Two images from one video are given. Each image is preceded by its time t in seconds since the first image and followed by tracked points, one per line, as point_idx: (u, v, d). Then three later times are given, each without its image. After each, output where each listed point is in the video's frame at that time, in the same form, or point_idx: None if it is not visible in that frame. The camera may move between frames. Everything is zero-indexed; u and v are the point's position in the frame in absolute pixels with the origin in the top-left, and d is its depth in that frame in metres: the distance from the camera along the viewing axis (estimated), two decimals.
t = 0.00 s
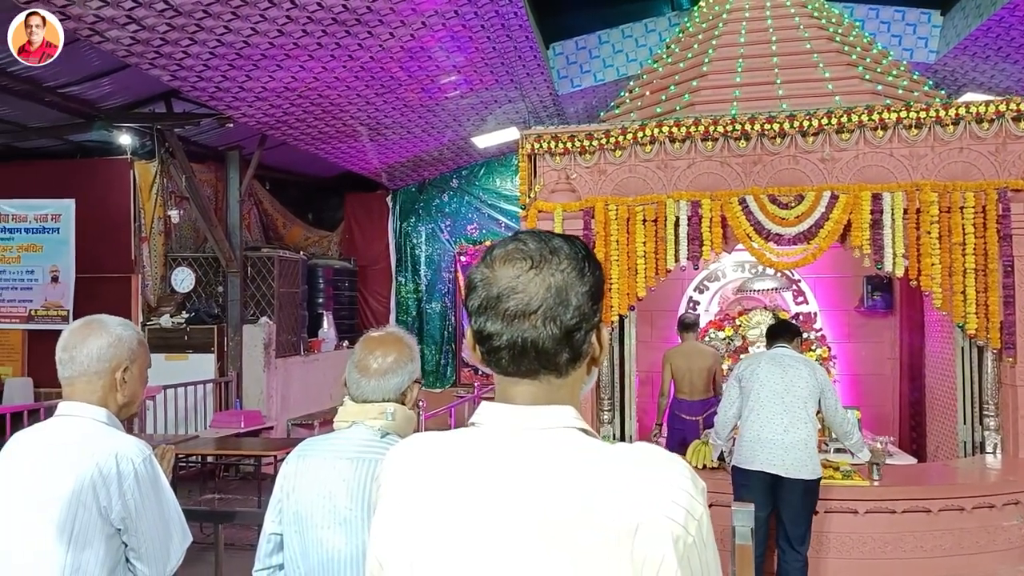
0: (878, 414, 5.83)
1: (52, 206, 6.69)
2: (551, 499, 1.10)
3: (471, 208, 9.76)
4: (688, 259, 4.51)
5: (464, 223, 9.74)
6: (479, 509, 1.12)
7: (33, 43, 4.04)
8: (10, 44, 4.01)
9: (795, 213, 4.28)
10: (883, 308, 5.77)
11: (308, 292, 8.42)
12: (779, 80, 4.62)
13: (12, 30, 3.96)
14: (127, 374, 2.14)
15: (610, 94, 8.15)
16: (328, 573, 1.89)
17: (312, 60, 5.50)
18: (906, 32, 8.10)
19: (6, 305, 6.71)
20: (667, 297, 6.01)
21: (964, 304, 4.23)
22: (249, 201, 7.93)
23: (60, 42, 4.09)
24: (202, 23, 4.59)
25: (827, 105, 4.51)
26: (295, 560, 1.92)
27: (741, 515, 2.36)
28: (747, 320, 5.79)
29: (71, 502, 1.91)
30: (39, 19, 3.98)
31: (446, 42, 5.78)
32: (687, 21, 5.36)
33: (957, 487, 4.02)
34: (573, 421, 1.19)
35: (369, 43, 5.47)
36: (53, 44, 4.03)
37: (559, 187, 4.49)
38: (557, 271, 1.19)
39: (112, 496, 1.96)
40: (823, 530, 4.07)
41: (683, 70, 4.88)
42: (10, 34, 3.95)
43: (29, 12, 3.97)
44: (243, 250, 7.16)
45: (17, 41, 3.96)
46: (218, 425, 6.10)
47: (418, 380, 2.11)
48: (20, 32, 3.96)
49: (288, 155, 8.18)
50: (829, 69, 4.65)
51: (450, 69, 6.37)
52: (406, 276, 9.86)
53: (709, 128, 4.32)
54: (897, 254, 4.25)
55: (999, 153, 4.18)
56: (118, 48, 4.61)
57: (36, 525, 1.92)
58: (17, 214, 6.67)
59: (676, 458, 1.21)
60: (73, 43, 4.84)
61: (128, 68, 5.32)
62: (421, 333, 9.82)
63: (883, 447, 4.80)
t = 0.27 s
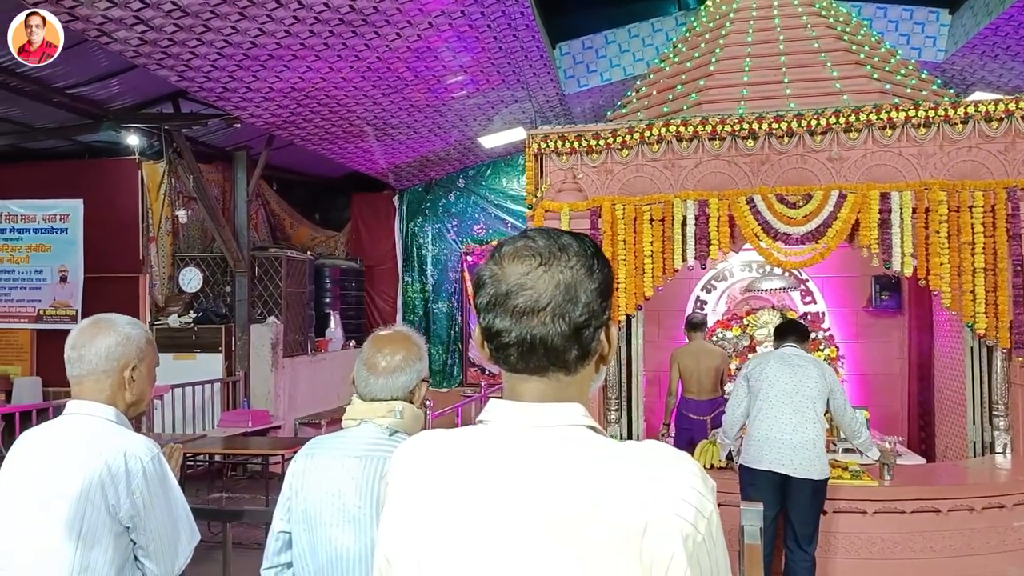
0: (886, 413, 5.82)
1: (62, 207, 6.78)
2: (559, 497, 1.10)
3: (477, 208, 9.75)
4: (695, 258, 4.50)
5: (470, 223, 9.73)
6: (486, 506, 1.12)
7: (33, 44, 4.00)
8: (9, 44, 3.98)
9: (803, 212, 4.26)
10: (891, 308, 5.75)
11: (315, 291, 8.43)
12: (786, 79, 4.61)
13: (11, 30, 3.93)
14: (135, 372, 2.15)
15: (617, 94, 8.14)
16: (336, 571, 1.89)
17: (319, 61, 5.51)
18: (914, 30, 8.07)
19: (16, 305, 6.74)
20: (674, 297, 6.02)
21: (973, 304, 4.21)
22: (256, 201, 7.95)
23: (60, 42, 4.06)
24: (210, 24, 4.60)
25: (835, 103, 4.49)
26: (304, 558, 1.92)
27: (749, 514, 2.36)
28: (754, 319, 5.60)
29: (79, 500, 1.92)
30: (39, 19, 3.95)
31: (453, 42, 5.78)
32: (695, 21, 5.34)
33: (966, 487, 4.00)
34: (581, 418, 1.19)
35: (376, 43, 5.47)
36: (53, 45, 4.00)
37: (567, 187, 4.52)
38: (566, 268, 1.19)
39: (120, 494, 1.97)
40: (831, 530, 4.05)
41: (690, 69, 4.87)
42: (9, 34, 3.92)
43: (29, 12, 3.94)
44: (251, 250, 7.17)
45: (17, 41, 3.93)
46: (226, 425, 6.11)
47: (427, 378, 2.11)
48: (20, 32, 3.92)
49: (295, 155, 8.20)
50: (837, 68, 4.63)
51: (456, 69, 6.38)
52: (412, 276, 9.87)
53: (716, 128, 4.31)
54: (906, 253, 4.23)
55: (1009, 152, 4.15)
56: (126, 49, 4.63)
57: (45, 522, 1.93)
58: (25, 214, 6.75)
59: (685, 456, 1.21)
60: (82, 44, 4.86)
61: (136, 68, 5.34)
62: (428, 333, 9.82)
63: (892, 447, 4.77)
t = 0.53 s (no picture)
0: (896, 414, 5.79)
1: (71, 207, 6.83)
2: (569, 495, 1.09)
3: (485, 208, 9.74)
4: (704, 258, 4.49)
5: (478, 223, 9.73)
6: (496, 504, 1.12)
7: (33, 44, 4.09)
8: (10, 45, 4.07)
9: (813, 212, 4.26)
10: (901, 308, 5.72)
11: (323, 291, 8.45)
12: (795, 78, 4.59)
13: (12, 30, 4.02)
14: (145, 371, 2.15)
15: (625, 93, 8.12)
16: (345, 569, 1.89)
17: (327, 60, 5.52)
18: (924, 29, 8.03)
19: (26, 304, 6.78)
20: (683, 296, 5.98)
21: (984, 303, 4.19)
22: (264, 201, 7.97)
23: (59, 42, 4.14)
24: (218, 24, 4.62)
25: (845, 102, 4.46)
26: (313, 557, 1.93)
27: (759, 514, 2.35)
28: (763, 319, 5.76)
29: (90, 498, 1.92)
30: (40, 19, 4.03)
31: (461, 41, 5.79)
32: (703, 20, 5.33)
33: (977, 488, 3.97)
34: (592, 416, 1.18)
35: (384, 43, 5.48)
36: (53, 45, 4.08)
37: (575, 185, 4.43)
38: (578, 265, 1.18)
39: (130, 493, 1.97)
40: (841, 531, 4.03)
41: (698, 68, 4.85)
42: (10, 34, 4.01)
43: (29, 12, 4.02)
44: (259, 250, 7.19)
45: (17, 40, 4.02)
46: (234, 424, 6.12)
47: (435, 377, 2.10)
48: (20, 32, 4.01)
49: (303, 155, 8.21)
50: (847, 66, 4.61)
51: (464, 69, 6.38)
52: (420, 276, 9.87)
53: (725, 126, 4.29)
54: (916, 252, 4.21)
55: (1020, 151, 4.12)
56: (135, 49, 4.65)
57: (54, 520, 1.93)
58: (36, 214, 6.80)
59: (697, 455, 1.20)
60: (92, 44, 4.89)
61: (145, 68, 5.36)
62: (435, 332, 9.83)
63: (902, 448, 4.75)
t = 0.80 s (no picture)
0: (905, 414, 5.76)
1: (82, 207, 6.77)
2: (584, 494, 1.09)
3: (492, 208, 9.73)
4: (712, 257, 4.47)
5: (485, 223, 9.72)
6: (509, 502, 1.11)
7: (33, 43, 4.24)
8: (11, 45, 4.23)
9: (822, 211, 4.25)
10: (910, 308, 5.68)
11: (331, 291, 8.46)
12: (804, 76, 4.57)
13: (13, 29, 4.19)
14: (157, 370, 2.16)
15: (633, 92, 8.10)
16: (355, 568, 1.89)
17: (335, 61, 5.53)
18: (933, 27, 7.98)
19: (36, 304, 6.81)
20: (691, 296, 5.96)
21: (996, 303, 4.16)
22: (273, 201, 7.98)
23: (60, 42, 4.31)
24: (227, 24, 4.63)
25: (854, 101, 4.44)
26: (324, 555, 1.92)
27: (770, 514, 2.34)
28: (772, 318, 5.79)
29: (102, 497, 1.93)
30: (39, 19, 4.17)
31: (469, 41, 5.78)
32: (711, 18, 5.30)
33: (989, 488, 3.94)
34: (606, 414, 1.17)
35: (392, 43, 5.48)
36: (52, 44, 4.24)
37: (582, 186, 4.50)
38: (590, 262, 1.18)
39: (142, 492, 1.98)
40: (853, 532, 4.00)
41: (707, 67, 4.84)
42: (11, 34, 4.18)
43: (29, 12, 4.18)
44: (268, 250, 7.20)
45: (18, 40, 4.19)
46: (243, 423, 6.14)
47: (445, 376, 2.10)
48: (21, 32, 4.17)
49: (311, 155, 8.23)
50: (856, 65, 4.58)
51: (472, 68, 6.37)
52: (428, 276, 9.88)
53: (734, 125, 4.27)
54: (926, 251, 4.19)
55: None
56: (145, 49, 4.66)
57: (66, 518, 1.93)
58: (46, 214, 6.77)
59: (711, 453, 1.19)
60: (102, 44, 4.90)
61: (154, 69, 5.38)
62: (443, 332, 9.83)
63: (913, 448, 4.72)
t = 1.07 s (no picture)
0: (916, 414, 5.72)
1: (91, 207, 6.80)
2: (597, 494, 1.08)
3: (500, 208, 9.73)
4: (722, 257, 4.46)
5: (493, 222, 9.72)
6: (523, 502, 1.10)
7: (33, 43, 4.20)
8: (11, 45, 4.18)
9: (832, 209, 4.22)
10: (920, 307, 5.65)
11: (339, 291, 8.47)
12: (814, 75, 4.55)
13: (12, 29, 4.14)
14: (170, 369, 2.16)
15: (641, 92, 8.08)
16: (367, 568, 1.88)
17: (344, 61, 5.53)
18: (944, 25, 7.94)
19: (46, 304, 6.84)
20: (700, 295, 5.94)
21: (1007, 302, 4.13)
22: (281, 201, 8.01)
23: (59, 42, 4.24)
24: (237, 25, 4.64)
25: (865, 100, 4.41)
26: (335, 555, 1.92)
27: (782, 515, 2.33)
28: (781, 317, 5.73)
29: (115, 496, 1.93)
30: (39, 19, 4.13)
31: (477, 40, 5.78)
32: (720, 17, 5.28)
33: (1001, 489, 3.92)
34: (619, 414, 1.16)
35: (401, 43, 5.48)
36: (52, 44, 4.17)
37: (591, 185, 4.48)
38: (604, 261, 1.17)
39: (155, 491, 1.98)
40: (864, 532, 3.98)
41: (716, 66, 4.82)
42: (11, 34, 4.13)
43: (29, 12, 4.12)
44: (277, 250, 7.22)
45: (17, 40, 4.13)
46: (253, 423, 6.15)
47: (457, 375, 2.10)
48: (20, 32, 4.12)
49: (319, 155, 8.24)
50: (866, 64, 4.55)
51: (480, 68, 6.37)
52: (435, 276, 9.88)
53: (744, 124, 4.25)
54: (938, 251, 4.17)
55: None
56: (155, 50, 4.68)
57: (79, 517, 1.94)
58: (57, 214, 6.81)
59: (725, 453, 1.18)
60: (112, 45, 4.92)
61: (164, 70, 5.40)
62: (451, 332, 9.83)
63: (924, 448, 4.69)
